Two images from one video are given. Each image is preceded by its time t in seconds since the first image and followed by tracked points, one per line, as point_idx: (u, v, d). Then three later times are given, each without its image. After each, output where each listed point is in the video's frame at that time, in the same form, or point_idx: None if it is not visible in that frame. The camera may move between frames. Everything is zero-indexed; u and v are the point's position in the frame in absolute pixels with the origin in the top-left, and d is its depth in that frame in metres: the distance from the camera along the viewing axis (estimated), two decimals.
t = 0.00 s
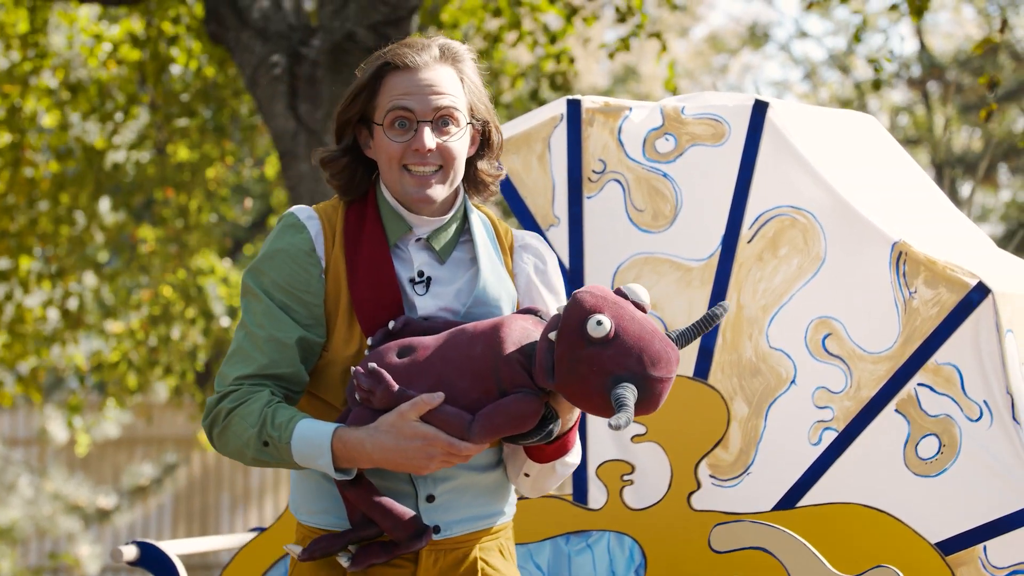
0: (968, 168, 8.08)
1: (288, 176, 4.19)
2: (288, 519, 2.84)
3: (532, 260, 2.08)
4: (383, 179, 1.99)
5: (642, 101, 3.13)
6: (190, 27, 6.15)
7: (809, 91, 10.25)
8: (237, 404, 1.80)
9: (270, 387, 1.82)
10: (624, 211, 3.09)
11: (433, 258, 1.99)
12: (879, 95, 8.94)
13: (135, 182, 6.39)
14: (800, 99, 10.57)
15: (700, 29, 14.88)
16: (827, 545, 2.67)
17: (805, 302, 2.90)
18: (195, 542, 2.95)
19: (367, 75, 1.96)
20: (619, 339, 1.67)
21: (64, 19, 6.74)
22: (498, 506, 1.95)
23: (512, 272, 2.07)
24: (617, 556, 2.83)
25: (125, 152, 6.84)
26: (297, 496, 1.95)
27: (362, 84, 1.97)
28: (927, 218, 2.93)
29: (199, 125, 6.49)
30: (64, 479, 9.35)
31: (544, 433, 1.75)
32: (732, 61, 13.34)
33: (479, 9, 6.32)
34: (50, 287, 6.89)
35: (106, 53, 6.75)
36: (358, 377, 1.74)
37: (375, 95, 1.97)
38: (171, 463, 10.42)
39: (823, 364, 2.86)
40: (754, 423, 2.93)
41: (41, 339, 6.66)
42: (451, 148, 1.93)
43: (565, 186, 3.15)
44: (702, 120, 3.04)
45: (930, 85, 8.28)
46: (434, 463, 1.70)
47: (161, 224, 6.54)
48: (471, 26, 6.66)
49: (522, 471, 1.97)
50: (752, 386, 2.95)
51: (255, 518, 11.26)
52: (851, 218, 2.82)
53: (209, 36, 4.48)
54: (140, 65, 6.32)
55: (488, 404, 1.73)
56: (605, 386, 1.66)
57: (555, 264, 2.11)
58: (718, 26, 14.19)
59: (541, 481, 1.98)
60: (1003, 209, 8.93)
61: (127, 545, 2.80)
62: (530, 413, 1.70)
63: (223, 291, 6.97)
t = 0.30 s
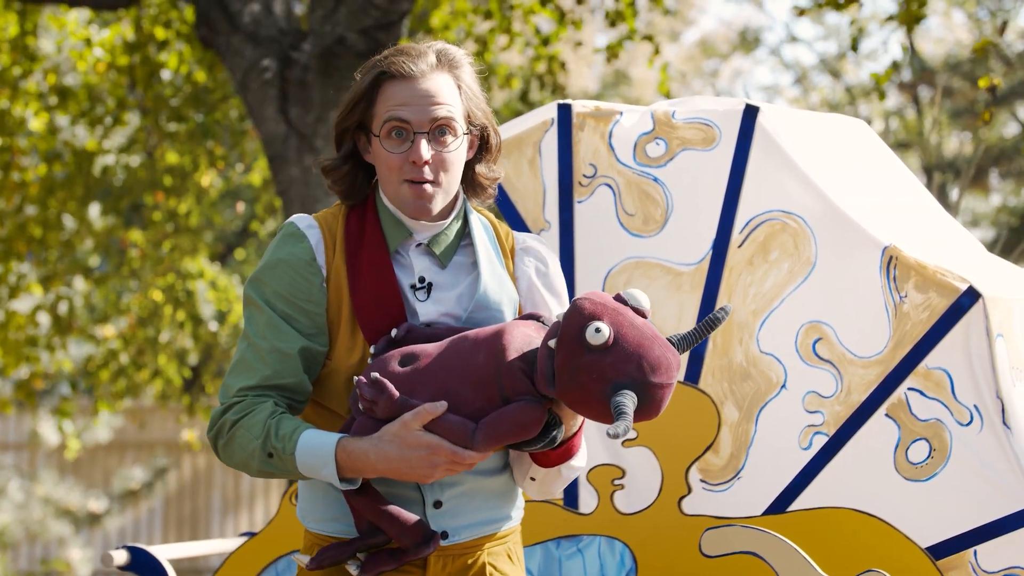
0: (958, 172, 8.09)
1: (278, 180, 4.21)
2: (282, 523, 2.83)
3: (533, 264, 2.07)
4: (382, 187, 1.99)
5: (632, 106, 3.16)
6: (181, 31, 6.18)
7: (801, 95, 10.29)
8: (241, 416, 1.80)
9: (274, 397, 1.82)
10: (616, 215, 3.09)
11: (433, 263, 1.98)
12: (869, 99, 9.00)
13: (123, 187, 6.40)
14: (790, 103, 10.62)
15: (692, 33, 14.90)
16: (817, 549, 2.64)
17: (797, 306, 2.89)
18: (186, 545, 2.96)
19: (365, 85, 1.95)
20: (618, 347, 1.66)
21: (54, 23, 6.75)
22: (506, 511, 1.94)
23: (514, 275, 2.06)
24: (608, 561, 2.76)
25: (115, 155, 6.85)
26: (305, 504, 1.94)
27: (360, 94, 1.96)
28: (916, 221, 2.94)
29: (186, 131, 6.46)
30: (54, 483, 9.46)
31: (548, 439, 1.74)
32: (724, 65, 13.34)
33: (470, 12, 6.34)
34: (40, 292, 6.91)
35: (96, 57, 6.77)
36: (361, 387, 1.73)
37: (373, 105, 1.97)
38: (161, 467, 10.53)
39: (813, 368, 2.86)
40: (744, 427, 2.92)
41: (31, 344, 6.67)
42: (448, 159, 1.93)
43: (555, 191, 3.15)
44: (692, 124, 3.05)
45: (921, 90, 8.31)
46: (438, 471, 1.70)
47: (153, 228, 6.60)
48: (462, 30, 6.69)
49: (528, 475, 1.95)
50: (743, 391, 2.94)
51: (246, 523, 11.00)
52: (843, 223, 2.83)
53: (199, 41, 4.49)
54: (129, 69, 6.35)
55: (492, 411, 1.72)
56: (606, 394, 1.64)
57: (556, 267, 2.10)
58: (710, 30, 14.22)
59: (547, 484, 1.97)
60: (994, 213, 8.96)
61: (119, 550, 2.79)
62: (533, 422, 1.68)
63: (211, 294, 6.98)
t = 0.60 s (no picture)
0: (950, 172, 8.10)
1: (269, 181, 4.21)
2: (276, 523, 2.83)
3: (526, 264, 2.07)
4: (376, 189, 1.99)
5: (624, 106, 3.17)
6: (172, 30, 6.19)
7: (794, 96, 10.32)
8: (233, 418, 1.79)
9: (265, 399, 1.82)
10: (608, 216, 3.09)
11: (426, 265, 1.98)
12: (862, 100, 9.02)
13: (113, 187, 6.40)
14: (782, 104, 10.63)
15: (684, 34, 14.90)
16: (810, 550, 2.64)
17: (789, 306, 2.89)
18: (178, 546, 2.96)
19: (360, 87, 1.95)
20: (611, 347, 1.66)
21: (44, 23, 6.75)
22: (497, 512, 1.94)
23: (506, 276, 2.06)
24: (600, 561, 2.82)
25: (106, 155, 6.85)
26: (296, 506, 1.94)
27: (354, 96, 1.96)
28: (907, 221, 2.94)
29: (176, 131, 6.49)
30: (46, 484, 9.45)
31: (541, 441, 1.71)
32: (716, 66, 13.34)
33: (462, 12, 6.36)
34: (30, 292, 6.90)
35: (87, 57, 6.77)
36: (355, 389, 1.73)
37: (368, 107, 1.97)
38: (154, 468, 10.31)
39: (806, 369, 2.86)
40: (736, 428, 2.92)
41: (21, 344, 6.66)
42: (442, 161, 1.93)
43: (548, 192, 3.15)
44: (685, 125, 3.06)
45: (913, 90, 8.32)
46: (431, 472, 1.70)
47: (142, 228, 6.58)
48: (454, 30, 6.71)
49: (520, 476, 1.94)
50: (735, 391, 2.94)
51: (238, 523, 10.94)
52: (835, 224, 2.83)
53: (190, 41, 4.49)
54: (120, 69, 6.35)
55: (485, 412, 1.71)
56: (599, 394, 1.64)
57: (548, 269, 2.10)
58: (702, 31, 14.23)
59: (539, 485, 1.96)
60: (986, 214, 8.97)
61: (110, 550, 2.78)
62: (527, 423, 1.68)
63: (203, 294, 6.97)
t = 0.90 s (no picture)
0: (948, 175, 8.11)
1: (269, 184, 4.21)
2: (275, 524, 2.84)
3: (519, 266, 2.08)
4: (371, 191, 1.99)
5: (622, 109, 3.16)
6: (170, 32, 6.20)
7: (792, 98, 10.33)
8: (227, 420, 1.79)
9: (260, 400, 1.82)
10: (606, 219, 3.09)
11: (421, 266, 1.98)
12: (860, 103, 9.04)
13: (111, 189, 6.40)
14: (781, 107, 10.64)
15: (682, 37, 14.92)
16: (809, 553, 2.65)
17: (787, 308, 2.90)
18: (176, 549, 2.96)
19: (354, 89, 1.95)
20: (609, 344, 1.66)
21: (42, 25, 6.75)
22: (490, 515, 1.95)
23: (500, 277, 2.06)
24: (598, 564, 2.80)
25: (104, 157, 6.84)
26: (288, 507, 1.94)
27: (347, 98, 1.95)
28: (905, 223, 2.95)
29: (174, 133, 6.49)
30: (44, 487, 9.44)
31: (537, 439, 1.72)
32: (714, 69, 13.34)
33: (462, 16, 6.38)
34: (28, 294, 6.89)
35: (85, 59, 6.77)
36: (350, 387, 1.72)
37: (362, 109, 1.97)
38: (153, 471, 10.27)
39: (804, 371, 2.86)
40: (735, 431, 2.92)
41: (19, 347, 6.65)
42: (436, 162, 1.94)
43: (547, 194, 3.15)
44: (683, 128, 3.06)
45: (912, 94, 8.34)
46: (429, 471, 1.70)
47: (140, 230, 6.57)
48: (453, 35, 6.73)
49: (513, 477, 1.95)
50: (734, 395, 2.94)
51: (235, 527, 11.21)
52: (833, 227, 2.83)
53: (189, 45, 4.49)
54: (119, 71, 6.35)
55: (482, 411, 1.71)
56: (597, 391, 1.64)
57: (541, 270, 2.10)
58: (700, 34, 14.23)
59: (531, 487, 1.96)
60: (985, 216, 8.97)
61: (109, 553, 2.78)
62: (523, 421, 1.68)
63: (201, 296, 6.97)
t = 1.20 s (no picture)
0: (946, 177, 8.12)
1: (269, 184, 4.20)
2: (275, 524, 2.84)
3: (514, 267, 2.07)
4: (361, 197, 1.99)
5: (622, 109, 3.16)
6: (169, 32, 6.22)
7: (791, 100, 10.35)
8: (226, 433, 1.79)
9: (258, 412, 1.82)
10: (606, 220, 3.09)
11: (416, 272, 1.98)
12: (859, 105, 9.06)
13: (111, 188, 6.41)
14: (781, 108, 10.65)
15: (681, 38, 14.91)
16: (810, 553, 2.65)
17: (786, 311, 2.90)
18: (175, 549, 2.95)
19: (342, 98, 1.94)
20: (606, 355, 1.65)
21: (43, 25, 6.76)
22: (488, 515, 1.95)
23: (494, 279, 2.06)
24: (598, 564, 2.79)
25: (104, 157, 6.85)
26: (286, 510, 1.94)
27: (336, 106, 1.95)
28: (905, 225, 2.95)
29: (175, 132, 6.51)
30: (44, 488, 9.44)
31: (537, 448, 1.73)
32: (714, 70, 13.34)
33: (462, 19, 6.40)
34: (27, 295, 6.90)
35: (84, 59, 6.78)
36: (349, 401, 1.72)
37: (350, 118, 1.96)
38: (153, 471, 10.27)
39: (804, 372, 2.86)
40: (735, 431, 2.92)
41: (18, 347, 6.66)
42: (426, 170, 1.94)
43: (547, 195, 3.15)
44: (683, 128, 3.06)
45: (911, 95, 8.36)
46: (430, 483, 1.70)
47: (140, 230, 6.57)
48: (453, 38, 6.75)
49: (511, 479, 1.94)
50: (734, 395, 2.94)
51: (236, 527, 11.16)
52: (833, 227, 2.83)
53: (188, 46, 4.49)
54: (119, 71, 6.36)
55: (482, 422, 1.72)
56: (595, 403, 1.63)
57: (536, 270, 2.10)
58: (699, 35, 14.24)
59: (529, 488, 1.96)
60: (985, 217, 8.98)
61: (109, 554, 2.77)
62: (523, 432, 1.68)
63: (201, 297, 6.97)
